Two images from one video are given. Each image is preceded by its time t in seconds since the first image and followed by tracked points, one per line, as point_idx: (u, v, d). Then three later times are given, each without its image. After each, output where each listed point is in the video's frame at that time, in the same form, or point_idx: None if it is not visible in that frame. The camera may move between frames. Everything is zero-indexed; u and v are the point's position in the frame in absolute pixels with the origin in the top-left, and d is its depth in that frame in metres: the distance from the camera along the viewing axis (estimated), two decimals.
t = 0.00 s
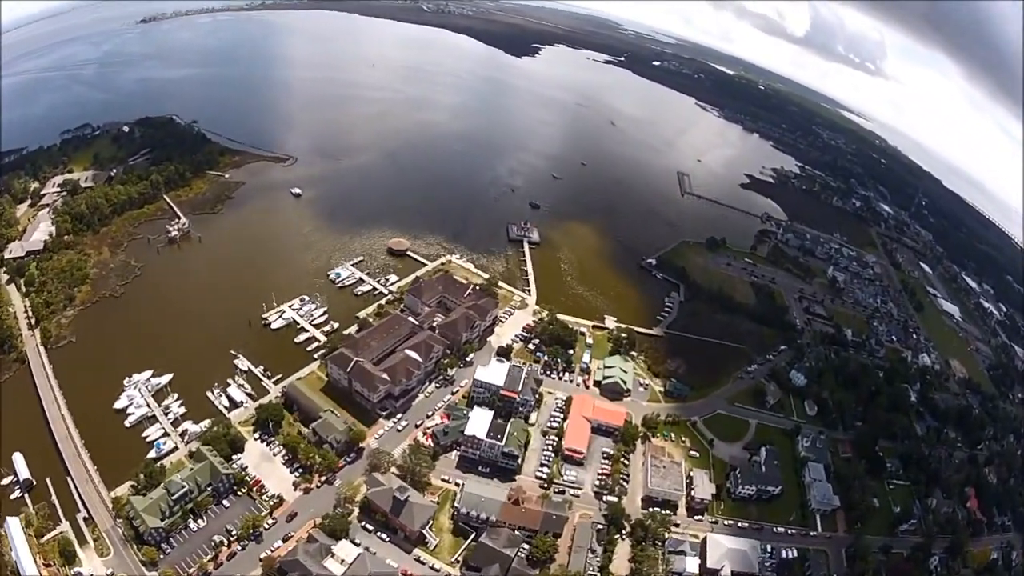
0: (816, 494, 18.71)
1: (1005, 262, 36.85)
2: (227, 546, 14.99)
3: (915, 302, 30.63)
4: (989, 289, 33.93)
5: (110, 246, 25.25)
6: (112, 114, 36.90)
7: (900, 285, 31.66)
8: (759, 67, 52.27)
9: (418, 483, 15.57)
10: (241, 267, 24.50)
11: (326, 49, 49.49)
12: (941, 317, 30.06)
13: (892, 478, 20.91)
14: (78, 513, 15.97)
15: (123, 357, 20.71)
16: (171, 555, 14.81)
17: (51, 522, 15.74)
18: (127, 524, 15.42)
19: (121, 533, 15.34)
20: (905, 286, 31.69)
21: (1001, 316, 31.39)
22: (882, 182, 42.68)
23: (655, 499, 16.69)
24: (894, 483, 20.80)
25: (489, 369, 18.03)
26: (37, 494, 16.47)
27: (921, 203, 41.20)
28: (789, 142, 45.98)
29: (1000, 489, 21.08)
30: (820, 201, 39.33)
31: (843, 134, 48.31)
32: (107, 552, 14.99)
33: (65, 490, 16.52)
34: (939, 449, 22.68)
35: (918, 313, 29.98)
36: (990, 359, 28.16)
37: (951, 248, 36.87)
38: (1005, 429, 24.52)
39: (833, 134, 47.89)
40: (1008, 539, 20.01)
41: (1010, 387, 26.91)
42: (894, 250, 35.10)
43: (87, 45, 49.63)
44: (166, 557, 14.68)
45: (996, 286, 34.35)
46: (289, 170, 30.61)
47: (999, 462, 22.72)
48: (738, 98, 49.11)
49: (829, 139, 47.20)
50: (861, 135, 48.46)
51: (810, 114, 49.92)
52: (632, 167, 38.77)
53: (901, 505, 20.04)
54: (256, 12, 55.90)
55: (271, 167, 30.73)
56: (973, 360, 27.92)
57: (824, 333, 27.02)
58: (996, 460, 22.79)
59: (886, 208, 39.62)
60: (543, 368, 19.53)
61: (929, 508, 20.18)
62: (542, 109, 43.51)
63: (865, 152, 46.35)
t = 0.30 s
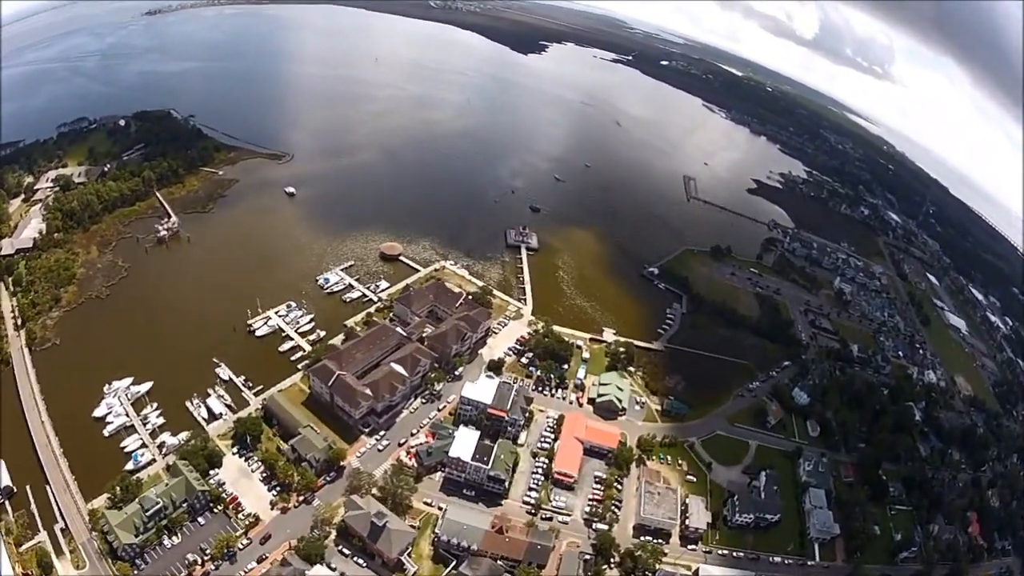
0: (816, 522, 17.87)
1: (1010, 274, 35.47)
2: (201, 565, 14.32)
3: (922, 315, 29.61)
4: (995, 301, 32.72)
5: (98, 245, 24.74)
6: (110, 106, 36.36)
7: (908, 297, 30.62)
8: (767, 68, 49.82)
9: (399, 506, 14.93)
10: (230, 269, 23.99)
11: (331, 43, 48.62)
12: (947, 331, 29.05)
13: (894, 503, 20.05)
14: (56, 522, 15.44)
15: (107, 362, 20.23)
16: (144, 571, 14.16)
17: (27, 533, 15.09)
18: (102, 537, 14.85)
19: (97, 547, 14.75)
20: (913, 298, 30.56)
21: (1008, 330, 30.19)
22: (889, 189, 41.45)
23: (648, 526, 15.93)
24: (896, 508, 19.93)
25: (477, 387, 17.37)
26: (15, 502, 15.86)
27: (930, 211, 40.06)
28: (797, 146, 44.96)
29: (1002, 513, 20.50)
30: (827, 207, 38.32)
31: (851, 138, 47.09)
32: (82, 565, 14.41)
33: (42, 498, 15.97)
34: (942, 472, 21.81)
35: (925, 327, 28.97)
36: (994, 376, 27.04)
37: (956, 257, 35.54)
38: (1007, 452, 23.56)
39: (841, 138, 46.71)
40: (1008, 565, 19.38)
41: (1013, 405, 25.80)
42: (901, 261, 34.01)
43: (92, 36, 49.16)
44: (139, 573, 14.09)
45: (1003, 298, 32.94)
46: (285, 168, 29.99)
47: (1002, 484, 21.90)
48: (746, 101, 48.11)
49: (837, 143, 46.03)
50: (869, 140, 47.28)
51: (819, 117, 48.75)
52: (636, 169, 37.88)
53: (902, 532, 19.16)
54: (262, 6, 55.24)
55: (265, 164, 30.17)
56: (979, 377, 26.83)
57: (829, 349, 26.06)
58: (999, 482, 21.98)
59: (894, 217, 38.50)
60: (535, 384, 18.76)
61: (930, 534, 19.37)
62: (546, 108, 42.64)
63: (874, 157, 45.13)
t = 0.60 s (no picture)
0: (812, 552, 17.21)
1: (1010, 284, 36.06)
2: None
3: (925, 330, 28.89)
4: (998, 315, 32.96)
5: (84, 247, 24.23)
6: (105, 103, 35.76)
7: (912, 312, 29.84)
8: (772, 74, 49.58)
9: (375, 532, 14.40)
10: (215, 272, 23.39)
11: (334, 40, 47.90)
12: (951, 347, 28.68)
13: (892, 529, 19.43)
14: (32, 533, 15.19)
15: (85, 369, 19.71)
16: None
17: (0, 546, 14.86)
18: (74, 554, 14.59)
19: (69, 563, 14.50)
20: (917, 312, 29.90)
21: (1010, 345, 30.56)
22: (893, 199, 40.61)
23: (635, 557, 15.25)
24: (894, 535, 19.34)
25: (461, 408, 16.78)
26: None
27: (933, 223, 39.32)
28: (801, 153, 43.97)
29: (1001, 537, 19.95)
30: (830, 217, 37.29)
31: (855, 146, 46.29)
32: None
33: (17, 510, 15.67)
34: (943, 496, 21.15)
35: (928, 343, 28.31)
36: (998, 393, 27.20)
37: (961, 271, 35.11)
38: (1010, 472, 23.21)
39: (845, 146, 45.89)
40: None
41: (1015, 423, 26.00)
42: (905, 273, 32.98)
43: (93, 30, 48.46)
44: None
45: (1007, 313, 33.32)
46: (277, 169, 29.50)
47: (1001, 507, 21.45)
48: (751, 107, 47.38)
49: (841, 151, 45.17)
50: (873, 147, 46.41)
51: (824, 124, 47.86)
52: (636, 175, 37.08)
53: (900, 561, 18.61)
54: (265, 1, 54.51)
55: (257, 164, 29.60)
56: (981, 394, 26.88)
57: (830, 366, 25.25)
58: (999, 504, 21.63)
59: (898, 227, 37.62)
60: (523, 404, 18.09)
61: (928, 563, 18.82)
62: (546, 110, 41.91)
63: (878, 166, 44.35)
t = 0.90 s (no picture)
0: None
1: (1014, 297, 34.53)
2: None
3: (930, 346, 28.00)
4: (1003, 328, 31.35)
5: (71, 251, 23.67)
6: (103, 102, 35.23)
7: (917, 328, 28.90)
8: (777, 82, 49.86)
9: (352, 559, 13.77)
10: (201, 280, 22.82)
11: (339, 42, 47.31)
12: (955, 363, 27.58)
13: (892, 557, 18.48)
14: (10, 543, 14.87)
15: (64, 378, 19.11)
16: None
17: None
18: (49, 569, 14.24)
19: None
20: (920, 328, 28.98)
21: (1014, 361, 29.08)
22: (899, 211, 39.71)
23: None
24: (895, 564, 18.36)
25: (446, 431, 16.27)
26: None
27: (938, 233, 38.37)
28: (807, 163, 43.05)
29: (1004, 565, 19.21)
30: (835, 228, 36.42)
31: (861, 156, 45.47)
32: None
33: None
34: (946, 523, 20.18)
35: (933, 360, 27.39)
36: (1001, 411, 26.05)
37: (965, 283, 33.89)
38: (1011, 495, 22.24)
39: (850, 156, 45.08)
40: None
41: (1019, 442, 24.90)
42: (911, 288, 32.07)
43: (97, 26, 47.86)
44: None
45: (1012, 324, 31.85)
46: (269, 173, 29.03)
47: (1004, 533, 20.53)
48: (757, 116, 46.62)
49: (846, 161, 44.35)
50: (878, 157, 45.55)
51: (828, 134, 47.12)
52: (638, 182, 36.35)
53: None
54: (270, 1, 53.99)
55: (250, 169, 29.13)
56: (984, 412, 25.82)
57: (833, 386, 24.49)
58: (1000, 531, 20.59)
59: (903, 239, 36.69)
60: (513, 426, 17.47)
61: None
62: (548, 115, 41.27)
63: (883, 176, 43.49)
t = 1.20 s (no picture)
0: None
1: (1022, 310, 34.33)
2: None
3: (938, 364, 27.10)
4: (1010, 344, 31.16)
5: (61, 253, 23.17)
6: (103, 100, 34.75)
7: (925, 345, 27.95)
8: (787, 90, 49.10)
9: None
10: (190, 286, 22.29)
11: (345, 43, 46.79)
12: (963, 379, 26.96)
13: None
14: None
15: (46, 386, 18.57)
16: None
17: None
18: None
19: None
20: (929, 343, 28.19)
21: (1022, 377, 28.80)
22: (909, 221, 38.63)
23: None
24: None
25: (433, 454, 15.58)
26: None
27: (948, 244, 37.31)
28: (816, 172, 42.04)
29: None
30: (844, 238, 35.37)
31: (870, 165, 44.47)
32: None
33: None
34: (951, 549, 19.51)
35: (942, 378, 26.52)
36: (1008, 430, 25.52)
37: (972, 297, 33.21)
38: (1017, 520, 21.63)
39: (860, 164, 44.07)
40: None
41: None
42: (920, 301, 31.04)
43: (103, 23, 47.46)
44: None
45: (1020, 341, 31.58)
46: (264, 176, 28.50)
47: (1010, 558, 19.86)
48: (767, 123, 45.74)
49: (855, 169, 43.31)
50: (887, 167, 44.60)
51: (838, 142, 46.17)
52: (642, 189, 35.48)
53: None
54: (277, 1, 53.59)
55: (245, 171, 28.62)
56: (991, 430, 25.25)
57: (842, 406, 23.29)
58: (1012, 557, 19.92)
59: (912, 250, 35.62)
60: (506, 449, 16.84)
61: None
62: (552, 119, 40.55)
63: (892, 185, 42.47)
